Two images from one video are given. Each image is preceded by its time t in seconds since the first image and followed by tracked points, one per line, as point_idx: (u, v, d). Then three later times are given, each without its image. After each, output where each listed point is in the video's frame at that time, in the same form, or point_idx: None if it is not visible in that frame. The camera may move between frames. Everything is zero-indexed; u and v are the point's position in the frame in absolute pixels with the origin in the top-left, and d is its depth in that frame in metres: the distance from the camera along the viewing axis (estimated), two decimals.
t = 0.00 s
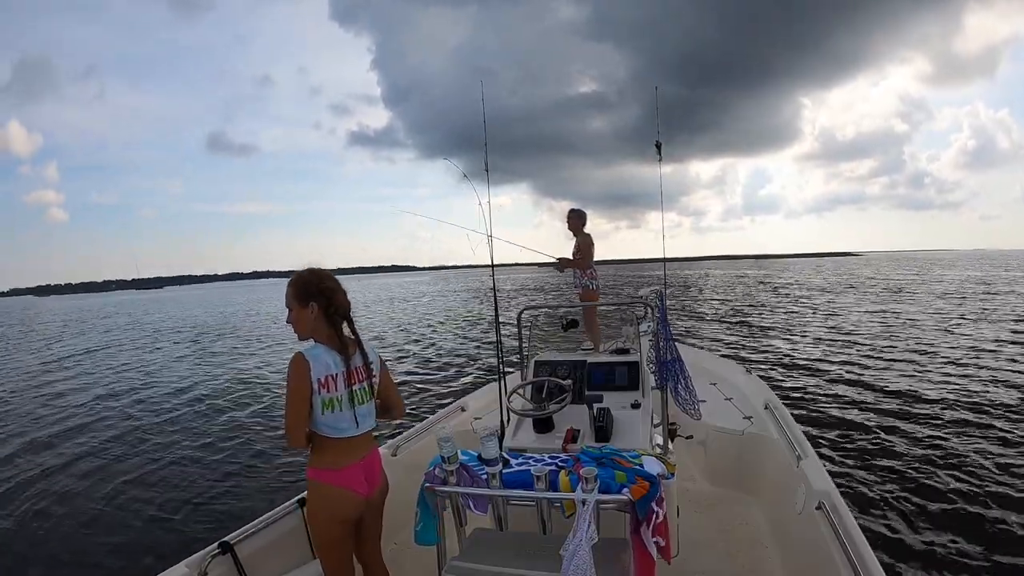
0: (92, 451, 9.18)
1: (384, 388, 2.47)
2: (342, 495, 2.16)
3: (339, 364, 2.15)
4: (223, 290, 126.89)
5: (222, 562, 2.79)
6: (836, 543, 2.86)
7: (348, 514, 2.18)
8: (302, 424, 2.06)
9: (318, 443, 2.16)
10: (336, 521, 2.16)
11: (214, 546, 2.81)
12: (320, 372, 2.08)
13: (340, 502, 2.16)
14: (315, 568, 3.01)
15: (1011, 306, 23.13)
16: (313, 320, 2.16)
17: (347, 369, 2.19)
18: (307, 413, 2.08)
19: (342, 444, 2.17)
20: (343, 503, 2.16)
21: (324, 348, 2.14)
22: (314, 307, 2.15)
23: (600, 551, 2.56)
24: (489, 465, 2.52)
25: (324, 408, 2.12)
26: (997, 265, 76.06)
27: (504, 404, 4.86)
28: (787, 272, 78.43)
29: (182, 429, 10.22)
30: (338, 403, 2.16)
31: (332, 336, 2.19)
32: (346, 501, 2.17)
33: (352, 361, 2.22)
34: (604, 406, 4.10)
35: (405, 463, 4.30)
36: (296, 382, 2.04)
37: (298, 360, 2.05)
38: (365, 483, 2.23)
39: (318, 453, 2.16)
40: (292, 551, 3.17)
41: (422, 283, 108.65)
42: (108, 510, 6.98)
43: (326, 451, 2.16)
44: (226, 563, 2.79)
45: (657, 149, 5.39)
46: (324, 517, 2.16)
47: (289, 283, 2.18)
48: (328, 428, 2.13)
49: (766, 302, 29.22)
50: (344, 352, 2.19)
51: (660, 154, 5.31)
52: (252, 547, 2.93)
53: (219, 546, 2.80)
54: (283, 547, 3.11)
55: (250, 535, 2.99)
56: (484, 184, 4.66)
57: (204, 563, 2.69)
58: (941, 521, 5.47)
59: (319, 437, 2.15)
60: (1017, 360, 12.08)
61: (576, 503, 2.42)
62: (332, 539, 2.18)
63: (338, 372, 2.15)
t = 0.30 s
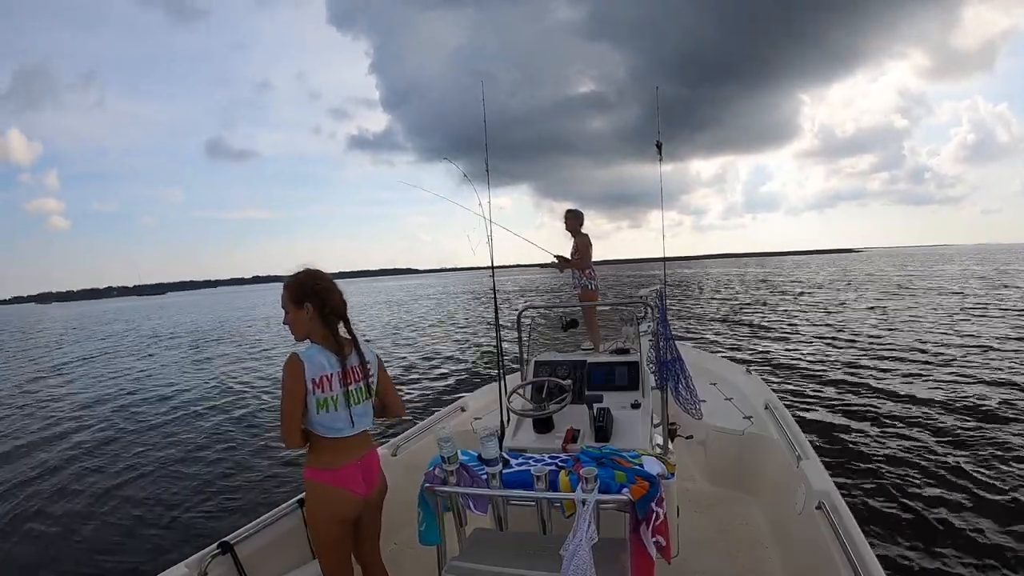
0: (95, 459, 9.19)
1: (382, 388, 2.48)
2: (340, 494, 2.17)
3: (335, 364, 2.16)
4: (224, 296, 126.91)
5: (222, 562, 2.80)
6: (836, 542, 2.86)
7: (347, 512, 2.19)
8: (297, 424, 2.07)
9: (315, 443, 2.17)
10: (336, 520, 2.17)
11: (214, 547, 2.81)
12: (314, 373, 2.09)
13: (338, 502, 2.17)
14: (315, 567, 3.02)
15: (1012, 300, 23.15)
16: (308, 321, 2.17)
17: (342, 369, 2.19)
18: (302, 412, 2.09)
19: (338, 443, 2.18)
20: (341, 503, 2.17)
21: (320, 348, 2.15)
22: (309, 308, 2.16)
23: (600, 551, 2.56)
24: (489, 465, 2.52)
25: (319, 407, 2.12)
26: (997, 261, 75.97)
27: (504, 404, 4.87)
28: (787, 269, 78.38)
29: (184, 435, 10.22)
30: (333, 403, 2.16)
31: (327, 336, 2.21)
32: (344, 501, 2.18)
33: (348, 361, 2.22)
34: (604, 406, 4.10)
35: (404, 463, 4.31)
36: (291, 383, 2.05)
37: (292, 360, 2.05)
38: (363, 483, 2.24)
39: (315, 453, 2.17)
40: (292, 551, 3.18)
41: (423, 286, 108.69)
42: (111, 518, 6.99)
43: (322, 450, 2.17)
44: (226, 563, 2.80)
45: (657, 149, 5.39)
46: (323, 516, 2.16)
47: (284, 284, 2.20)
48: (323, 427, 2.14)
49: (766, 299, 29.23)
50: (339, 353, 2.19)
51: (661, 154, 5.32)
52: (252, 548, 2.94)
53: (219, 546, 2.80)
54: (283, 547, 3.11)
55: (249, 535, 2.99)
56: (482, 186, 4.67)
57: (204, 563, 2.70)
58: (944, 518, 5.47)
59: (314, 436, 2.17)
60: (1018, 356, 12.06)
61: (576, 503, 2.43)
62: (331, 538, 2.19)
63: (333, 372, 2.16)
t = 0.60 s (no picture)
0: (94, 457, 9.17)
1: (382, 387, 2.48)
2: (337, 493, 2.17)
3: (331, 363, 2.16)
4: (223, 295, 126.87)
5: (221, 561, 2.80)
6: (835, 542, 2.86)
7: (342, 513, 2.18)
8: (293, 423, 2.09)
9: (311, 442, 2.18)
10: (330, 520, 2.16)
11: (213, 546, 2.81)
12: (311, 372, 2.09)
13: (336, 502, 2.17)
14: (314, 566, 3.02)
15: (1011, 300, 23.23)
16: (305, 320, 2.17)
17: (340, 368, 2.19)
18: (298, 412, 2.09)
19: (334, 443, 2.18)
20: (338, 502, 2.17)
21: (317, 348, 2.15)
22: (305, 308, 2.16)
23: (600, 551, 2.56)
24: (489, 465, 2.52)
25: (316, 407, 2.13)
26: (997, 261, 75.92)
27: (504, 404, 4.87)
28: (787, 270, 78.38)
29: (183, 434, 10.20)
30: (330, 402, 2.17)
31: (325, 335, 2.20)
32: (341, 501, 2.18)
33: (345, 361, 2.22)
34: (604, 405, 4.10)
35: (404, 462, 4.31)
36: (288, 383, 2.06)
37: (285, 361, 2.06)
38: (360, 483, 2.24)
39: (311, 452, 2.18)
40: (291, 551, 3.18)
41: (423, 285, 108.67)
42: (110, 516, 6.96)
43: (319, 450, 2.17)
44: (225, 562, 2.80)
45: (657, 150, 5.38)
46: (319, 515, 2.17)
47: (282, 284, 2.21)
48: (320, 427, 2.15)
49: (765, 299, 29.24)
50: (337, 352, 2.19)
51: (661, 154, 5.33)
52: (251, 547, 2.94)
53: (219, 545, 2.81)
54: (282, 546, 3.12)
55: (250, 535, 3.00)
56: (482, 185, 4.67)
57: (203, 562, 2.70)
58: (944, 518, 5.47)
59: (311, 435, 2.17)
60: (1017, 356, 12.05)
61: (576, 503, 2.43)
62: (325, 537, 2.18)
63: (330, 372, 2.16)
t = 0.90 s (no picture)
0: (95, 456, 9.16)
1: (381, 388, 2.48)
2: (338, 494, 2.17)
3: (331, 364, 2.16)
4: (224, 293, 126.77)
5: (222, 562, 2.80)
6: (836, 542, 2.86)
7: (342, 514, 2.19)
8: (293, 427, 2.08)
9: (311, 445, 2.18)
10: (331, 521, 2.17)
11: (214, 547, 2.81)
12: (311, 373, 2.09)
13: (337, 502, 2.17)
14: (315, 566, 3.02)
15: (1012, 302, 23.25)
16: (304, 321, 2.18)
17: (339, 369, 2.20)
18: (299, 414, 2.09)
19: (335, 445, 2.18)
20: (338, 503, 2.17)
21: (316, 349, 2.15)
22: (304, 308, 2.17)
23: (600, 551, 2.56)
24: (490, 465, 2.53)
25: (316, 409, 2.13)
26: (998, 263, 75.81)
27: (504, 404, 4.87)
28: (788, 271, 78.27)
29: (183, 432, 10.20)
30: (329, 404, 2.16)
31: (324, 337, 2.20)
32: (342, 501, 2.18)
33: (344, 361, 2.23)
34: (604, 406, 4.09)
35: (404, 463, 4.31)
36: (288, 384, 2.06)
37: (285, 364, 2.06)
38: (361, 484, 2.24)
39: (312, 454, 2.18)
40: (291, 552, 3.18)
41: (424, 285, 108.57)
42: (111, 514, 6.96)
43: (319, 451, 2.17)
44: (226, 563, 2.80)
45: (656, 149, 5.37)
46: (320, 516, 2.17)
47: (281, 286, 2.22)
48: (320, 429, 2.15)
49: (766, 300, 29.23)
50: (337, 353, 2.19)
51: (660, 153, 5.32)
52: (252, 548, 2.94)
53: (219, 547, 2.81)
54: (283, 547, 3.12)
55: (250, 536, 3.00)
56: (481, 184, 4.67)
57: (204, 563, 2.70)
58: (945, 517, 5.47)
59: (312, 437, 2.17)
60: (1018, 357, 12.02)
61: (576, 503, 2.43)
62: (325, 538, 2.18)
63: (331, 373, 2.16)
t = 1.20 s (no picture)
0: (96, 454, 9.16)
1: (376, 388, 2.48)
2: (338, 494, 2.18)
3: (333, 364, 2.17)
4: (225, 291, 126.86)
5: (222, 562, 2.79)
6: (836, 542, 2.86)
7: (341, 513, 2.19)
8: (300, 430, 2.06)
9: (315, 446, 2.16)
10: (330, 520, 2.17)
11: (214, 547, 2.81)
12: (314, 374, 2.09)
13: (336, 502, 2.17)
14: (315, 566, 3.02)
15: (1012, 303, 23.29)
16: (303, 322, 2.19)
17: (340, 370, 2.20)
18: (303, 416, 2.08)
19: (336, 446, 2.18)
20: (338, 504, 2.18)
21: (318, 349, 2.15)
22: (303, 309, 2.18)
23: (600, 551, 2.56)
24: (490, 465, 2.53)
25: (319, 409, 2.12)
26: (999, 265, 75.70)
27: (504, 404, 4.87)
28: (789, 271, 78.15)
29: (184, 430, 10.20)
30: (331, 405, 2.17)
31: (323, 337, 2.21)
32: (342, 501, 2.19)
33: (344, 361, 2.23)
34: (604, 406, 4.09)
35: (405, 464, 4.31)
36: (292, 386, 2.05)
37: (286, 364, 2.05)
38: (360, 483, 2.24)
39: (312, 456, 2.17)
40: (290, 552, 3.18)
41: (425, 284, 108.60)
42: (112, 511, 6.96)
43: (319, 452, 2.17)
44: (226, 563, 2.80)
45: (656, 149, 5.37)
46: (320, 515, 2.17)
47: (277, 288, 2.23)
48: (322, 430, 2.14)
49: (766, 300, 29.18)
50: (337, 353, 2.20)
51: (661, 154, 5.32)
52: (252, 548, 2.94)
53: (219, 547, 2.81)
54: (283, 547, 3.12)
55: (249, 536, 3.00)
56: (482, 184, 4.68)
57: (204, 563, 2.69)
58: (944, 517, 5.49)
59: (314, 438, 2.17)
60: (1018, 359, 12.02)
61: (576, 503, 2.43)
62: (324, 537, 2.19)
63: (332, 373, 2.17)
